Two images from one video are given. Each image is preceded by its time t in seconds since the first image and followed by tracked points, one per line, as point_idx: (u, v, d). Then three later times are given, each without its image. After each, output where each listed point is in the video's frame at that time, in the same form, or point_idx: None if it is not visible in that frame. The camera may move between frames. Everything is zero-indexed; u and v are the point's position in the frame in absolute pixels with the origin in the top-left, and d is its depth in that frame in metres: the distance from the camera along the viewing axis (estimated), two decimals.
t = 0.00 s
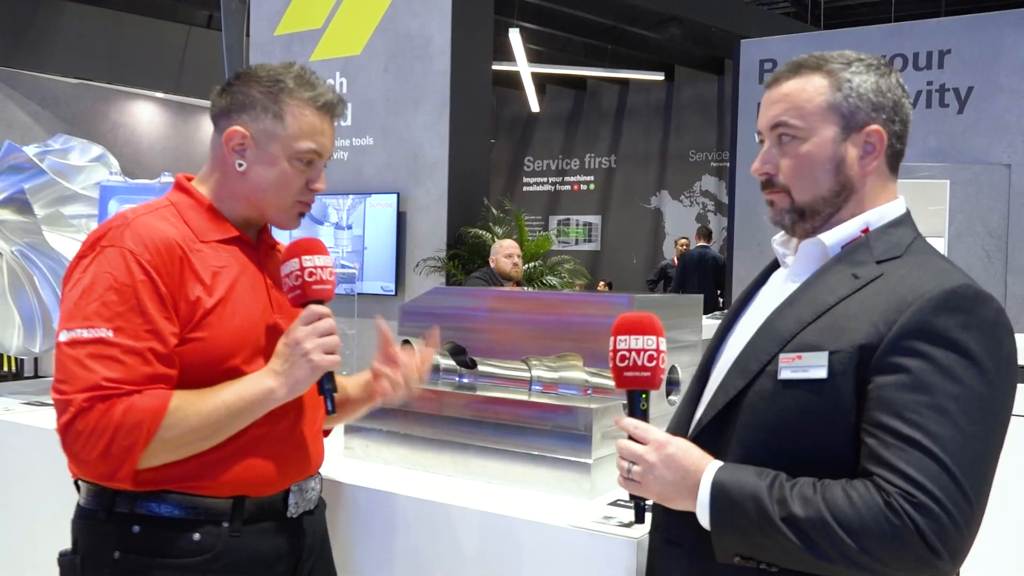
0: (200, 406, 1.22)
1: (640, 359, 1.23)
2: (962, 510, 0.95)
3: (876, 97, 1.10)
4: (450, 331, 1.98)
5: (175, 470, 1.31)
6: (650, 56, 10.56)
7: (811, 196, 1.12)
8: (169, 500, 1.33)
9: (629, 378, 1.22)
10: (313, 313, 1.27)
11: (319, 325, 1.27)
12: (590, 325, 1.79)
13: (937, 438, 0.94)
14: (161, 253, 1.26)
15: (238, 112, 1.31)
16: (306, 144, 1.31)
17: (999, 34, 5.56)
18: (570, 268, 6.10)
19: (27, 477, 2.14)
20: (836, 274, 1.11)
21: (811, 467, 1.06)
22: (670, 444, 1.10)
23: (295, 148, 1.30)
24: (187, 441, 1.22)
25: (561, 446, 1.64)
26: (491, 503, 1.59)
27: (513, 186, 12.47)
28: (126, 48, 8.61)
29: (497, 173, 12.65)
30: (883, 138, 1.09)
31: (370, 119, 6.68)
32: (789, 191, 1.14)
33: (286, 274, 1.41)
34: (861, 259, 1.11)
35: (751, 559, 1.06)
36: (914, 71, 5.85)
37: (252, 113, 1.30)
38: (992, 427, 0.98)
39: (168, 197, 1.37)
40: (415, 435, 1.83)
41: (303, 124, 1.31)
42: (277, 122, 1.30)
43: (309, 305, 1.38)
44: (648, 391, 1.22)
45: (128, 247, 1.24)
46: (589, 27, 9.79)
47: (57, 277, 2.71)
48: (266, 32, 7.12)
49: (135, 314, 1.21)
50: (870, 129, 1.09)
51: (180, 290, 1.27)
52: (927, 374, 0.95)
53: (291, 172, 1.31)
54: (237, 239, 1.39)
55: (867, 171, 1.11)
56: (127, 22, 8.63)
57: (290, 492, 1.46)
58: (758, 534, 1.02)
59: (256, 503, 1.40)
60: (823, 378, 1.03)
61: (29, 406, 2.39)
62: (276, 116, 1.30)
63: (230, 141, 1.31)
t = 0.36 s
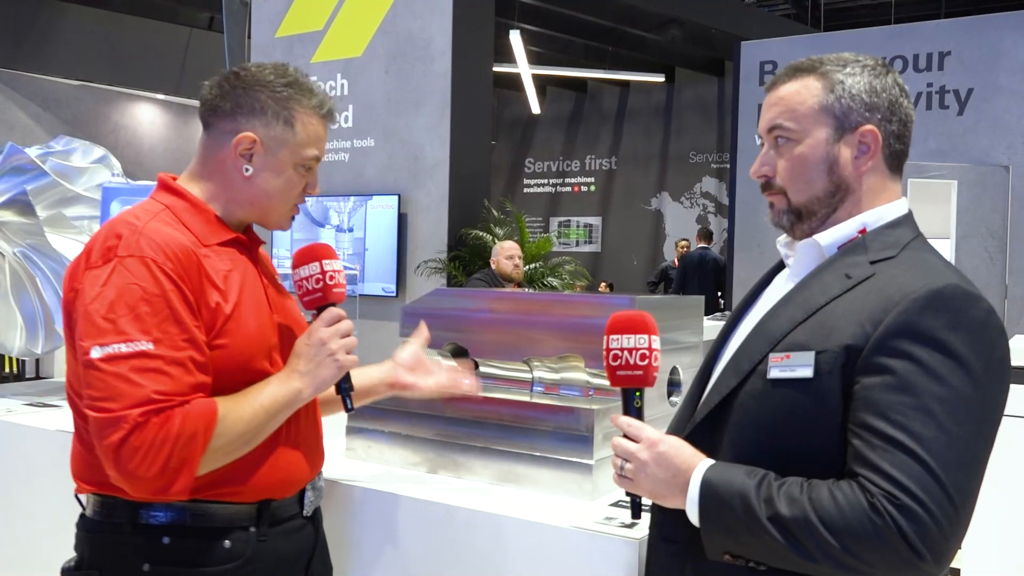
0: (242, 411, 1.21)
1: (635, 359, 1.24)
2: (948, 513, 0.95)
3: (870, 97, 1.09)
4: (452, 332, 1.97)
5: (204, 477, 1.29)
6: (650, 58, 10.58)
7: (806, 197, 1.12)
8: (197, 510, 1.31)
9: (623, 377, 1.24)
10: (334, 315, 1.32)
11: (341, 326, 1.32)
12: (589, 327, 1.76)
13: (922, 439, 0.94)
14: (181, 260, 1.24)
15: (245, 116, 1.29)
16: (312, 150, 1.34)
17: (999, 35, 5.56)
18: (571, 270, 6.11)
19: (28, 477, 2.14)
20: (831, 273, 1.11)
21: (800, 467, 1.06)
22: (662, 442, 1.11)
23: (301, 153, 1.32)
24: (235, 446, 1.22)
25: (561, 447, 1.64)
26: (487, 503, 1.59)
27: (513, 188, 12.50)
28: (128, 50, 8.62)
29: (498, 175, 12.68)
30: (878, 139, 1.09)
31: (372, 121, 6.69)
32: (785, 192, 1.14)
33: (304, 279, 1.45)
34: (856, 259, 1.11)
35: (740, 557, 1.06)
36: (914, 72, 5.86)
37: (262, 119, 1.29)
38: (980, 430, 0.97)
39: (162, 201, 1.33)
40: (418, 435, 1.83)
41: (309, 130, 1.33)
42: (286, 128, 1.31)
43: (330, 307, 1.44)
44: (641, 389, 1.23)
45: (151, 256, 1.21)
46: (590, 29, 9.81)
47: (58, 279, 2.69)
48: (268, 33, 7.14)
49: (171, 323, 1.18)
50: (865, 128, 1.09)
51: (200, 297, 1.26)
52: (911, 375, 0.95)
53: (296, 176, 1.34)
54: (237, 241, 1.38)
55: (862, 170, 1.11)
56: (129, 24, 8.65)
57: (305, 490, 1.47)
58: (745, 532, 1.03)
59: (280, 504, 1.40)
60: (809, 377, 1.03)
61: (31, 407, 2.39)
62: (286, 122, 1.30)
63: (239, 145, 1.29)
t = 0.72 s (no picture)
0: (273, 413, 1.23)
1: (632, 361, 1.23)
2: (935, 519, 0.94)
3: (868, 98, 1.09)
4: (454, 334, 1.98)
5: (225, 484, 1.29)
6: (650, 60, 10.61)
7: (807, 199, 1.12)
8: (217, 517, 1.31)
9: (619, 378, 1.24)
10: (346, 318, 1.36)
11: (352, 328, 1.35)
12: (588, 327, 1.77)
13: (911, 445, 0.93)
14: (202, 264, 1.24)
15: (253, 121, 1.29)
16: (317, 154, 1.35)
17: (999, 38, 5.66)
18: (571, 272, 6.13)
19: (29, 479, 2.14)
20: (829, 276, 1.11)
21: (793, 469, 1.06)
22: (658, 443, 1.11)
23: (307, 156, 1.33)
24: (268, 447, 1.23)
25: (562, 448, 1.63)
26: (485, 504, 1.60)
27: (513, 191, 12.50)
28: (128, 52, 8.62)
29: (498, 176, 12.68)
30: (877, 139, 1.09)
31: (372, 123, 6.69)
32: (785, 195, 1.14)
33: (315, 282, 1.45)
34: (853, 261, 1.10)
35: (733, 558, 1.06)
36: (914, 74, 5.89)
37: (272, 124, 1.29)
38: (972, 435, 0.95)
39: (170, 205, 1.31)
40: (419, 437, 1.83)
41: (315, 134, 1.34)
42: (295, 133, 1.32)
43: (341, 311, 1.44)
44: (638, 391, 1.23)
45: (176, 261, 1.20)
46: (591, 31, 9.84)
47: (60, 281, 2.69)
48: (268, 35, 7.16)
49: (202, 328, 1.18)
50: (862, 130, 1.09)
51: (221, 302, 1.26)
52: (900, 380, 0.94)
53: (302, 180, 1.35)
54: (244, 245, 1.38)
55: (862, 172, 1.10)
56: (129, 26, 8.65)
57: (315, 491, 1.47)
58: (736, 534, 1.03)
59: (296, 506, 1.41)
60: (798, 379, 1.04)
61: (32, 408, 2.39)
62: (294, 126, 1.31)
63: (248, 150, 1.29)
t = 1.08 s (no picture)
0: (287, 419, 1.23)
1: (631, 366, 1.23)
2: (930, 524, 0.93)
3: (867, 101, 1.09)
4: (454, 337, 1.97)
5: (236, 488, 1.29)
6: (651, 61, 10.62)
7: (807, 203, 1.12)
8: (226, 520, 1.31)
9: (617, 382, 1.24)
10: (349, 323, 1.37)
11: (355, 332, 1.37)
12: (588, 330, 1.77)
13: (904, 450, 0.92)
14: (214, 270, 1.24)
15: (262, 128, 1.29)
16: (324, 161, 1.35)
17: (1000, 41, 5.70)
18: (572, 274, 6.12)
19: (29, 479, 2.14)
20: (828, 279, 1.11)
21: (789, 472, 1.06)
22: (654, 446, 1.12)
23: (315, 163, 1.34)
24: (283, 453, 1.24)
25: (563, 450, 1.63)
26: (484, 506, 1.60)
27: (514, 192, 12.50)
28: (129, 53, 8.62)
29: (498, 177, 12.67)
30: (876, 142, 1.08)
31: (373, 124, 6.70)
32: (788, 200, 1.14)
33: (320, 287, 1.46)
34: (851, 265, 1.10)
35: (730, 561, 1.06)
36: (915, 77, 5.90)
37: (281, 132, 1.30)
38: (966, 440, 0.95)
39: (177, 211, 1.30)
40: (419, 439, 1.82)
41: (323, 143, 1.35)
42: (303, 141, 1.32)
43: (345, 314, 1.44)
44: (637, 394, 1.23)
45: (191, 269, 1.19)
46: (592, 33, 9.85)
47: (61, 282, 2.69)
48: (269, 36, 7.18)
49: (220, 338, 1.19)
50: (865, 134, 1.08)
51: (232, 309, 1.26)
52: (892, 384, 0.94)
53: (309, 188, 1.35)
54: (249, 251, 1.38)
55: (862, 175, 1.10)
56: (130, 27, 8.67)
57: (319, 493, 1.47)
58: (730, 537, 1.03)
59: (303, 507, 1.41)
60: (794, 383, 1.04)
61: (33, 409, 2.39)
62: (303, 134, 1.31)
63: (256, 157, 1.29)
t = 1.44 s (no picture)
0: (276, 420, 1.22)
1: (631, 367, 1.23)
2: (926, 527, 0.93)
3: (866, 103, 1.09)
4: (455, 338, 1.97)
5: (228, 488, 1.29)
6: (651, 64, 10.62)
7: (807, 205, 1.13)
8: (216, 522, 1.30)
9: (617, 383, 1.24)
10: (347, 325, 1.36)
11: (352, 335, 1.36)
12: (588, 332, 1.77)
13: (902, 452, 0.92)
14: (208, 270, 1.24)
15: (259, 127, 1.29)
16: (325, 160, 1.34)
17: (1000, 43, 5.71)
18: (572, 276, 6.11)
19: (29, 482, 2.14)
20: (828, 282, 1.11)
21: (788, 474, 1.06)
22: (654, 447, 1.12)
23: (314, 161, 1.33)
24: (271, 454, 1.23)
25: (563, 452, 1.63)
26: (484, 508, 1.59)
27: (513, 194, 12.49)
28: (129, 55, 8.62)
29: (498, 179, 12.66)
30: (876, 144, 1.09)
31: (373, 126, 6.70)
32: (788, 202, 1.14)
33: (318, 289, 1.45)
34: (850, 267, 1.10)
35: (728, 563, 1.06)
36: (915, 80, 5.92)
37: (278, 130, 1.29)
38: (963, 442, 0.95)
39: (176, 210, 1.31)
40: (421, 440, 1.82)
41: (322, 140, 1.34)
42: (301, 138, 1.31)
43: (343, 317, 1.44)
44: (637, 395, 1.23)
45: (183, 268, 1.19)
46: (592, 35, 9.86)
47: (61, 284, 2.69)
48: (269, 39, 7.18)
49: (210, 336, 1.18)
50: (864, 136, 1.09)
51: (226, 308, 1.26)
52: (890, 387, 0.94)
53: (309, 187, 1.34)
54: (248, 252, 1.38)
55: (862, 177, 1.10)
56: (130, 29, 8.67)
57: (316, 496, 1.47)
58: (728, 538, 1.03)
59: (297, 509, 1.41)
60: (792, 386, 1.04)
61: (33, 411, 2.38)
62: (301, 132, 1.31)
63: (254, 155, 1.29)
